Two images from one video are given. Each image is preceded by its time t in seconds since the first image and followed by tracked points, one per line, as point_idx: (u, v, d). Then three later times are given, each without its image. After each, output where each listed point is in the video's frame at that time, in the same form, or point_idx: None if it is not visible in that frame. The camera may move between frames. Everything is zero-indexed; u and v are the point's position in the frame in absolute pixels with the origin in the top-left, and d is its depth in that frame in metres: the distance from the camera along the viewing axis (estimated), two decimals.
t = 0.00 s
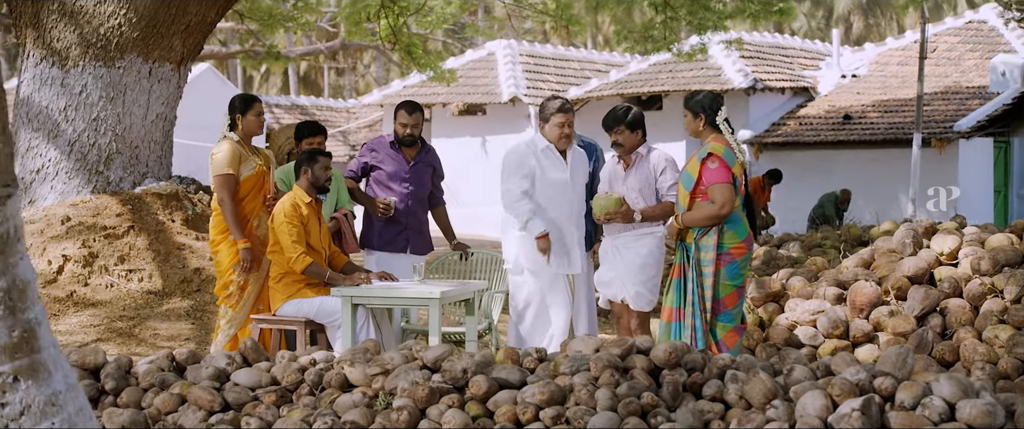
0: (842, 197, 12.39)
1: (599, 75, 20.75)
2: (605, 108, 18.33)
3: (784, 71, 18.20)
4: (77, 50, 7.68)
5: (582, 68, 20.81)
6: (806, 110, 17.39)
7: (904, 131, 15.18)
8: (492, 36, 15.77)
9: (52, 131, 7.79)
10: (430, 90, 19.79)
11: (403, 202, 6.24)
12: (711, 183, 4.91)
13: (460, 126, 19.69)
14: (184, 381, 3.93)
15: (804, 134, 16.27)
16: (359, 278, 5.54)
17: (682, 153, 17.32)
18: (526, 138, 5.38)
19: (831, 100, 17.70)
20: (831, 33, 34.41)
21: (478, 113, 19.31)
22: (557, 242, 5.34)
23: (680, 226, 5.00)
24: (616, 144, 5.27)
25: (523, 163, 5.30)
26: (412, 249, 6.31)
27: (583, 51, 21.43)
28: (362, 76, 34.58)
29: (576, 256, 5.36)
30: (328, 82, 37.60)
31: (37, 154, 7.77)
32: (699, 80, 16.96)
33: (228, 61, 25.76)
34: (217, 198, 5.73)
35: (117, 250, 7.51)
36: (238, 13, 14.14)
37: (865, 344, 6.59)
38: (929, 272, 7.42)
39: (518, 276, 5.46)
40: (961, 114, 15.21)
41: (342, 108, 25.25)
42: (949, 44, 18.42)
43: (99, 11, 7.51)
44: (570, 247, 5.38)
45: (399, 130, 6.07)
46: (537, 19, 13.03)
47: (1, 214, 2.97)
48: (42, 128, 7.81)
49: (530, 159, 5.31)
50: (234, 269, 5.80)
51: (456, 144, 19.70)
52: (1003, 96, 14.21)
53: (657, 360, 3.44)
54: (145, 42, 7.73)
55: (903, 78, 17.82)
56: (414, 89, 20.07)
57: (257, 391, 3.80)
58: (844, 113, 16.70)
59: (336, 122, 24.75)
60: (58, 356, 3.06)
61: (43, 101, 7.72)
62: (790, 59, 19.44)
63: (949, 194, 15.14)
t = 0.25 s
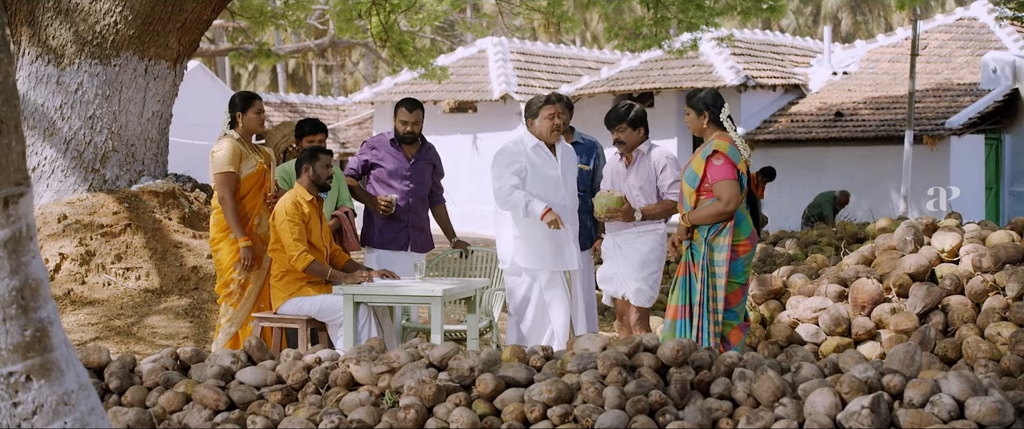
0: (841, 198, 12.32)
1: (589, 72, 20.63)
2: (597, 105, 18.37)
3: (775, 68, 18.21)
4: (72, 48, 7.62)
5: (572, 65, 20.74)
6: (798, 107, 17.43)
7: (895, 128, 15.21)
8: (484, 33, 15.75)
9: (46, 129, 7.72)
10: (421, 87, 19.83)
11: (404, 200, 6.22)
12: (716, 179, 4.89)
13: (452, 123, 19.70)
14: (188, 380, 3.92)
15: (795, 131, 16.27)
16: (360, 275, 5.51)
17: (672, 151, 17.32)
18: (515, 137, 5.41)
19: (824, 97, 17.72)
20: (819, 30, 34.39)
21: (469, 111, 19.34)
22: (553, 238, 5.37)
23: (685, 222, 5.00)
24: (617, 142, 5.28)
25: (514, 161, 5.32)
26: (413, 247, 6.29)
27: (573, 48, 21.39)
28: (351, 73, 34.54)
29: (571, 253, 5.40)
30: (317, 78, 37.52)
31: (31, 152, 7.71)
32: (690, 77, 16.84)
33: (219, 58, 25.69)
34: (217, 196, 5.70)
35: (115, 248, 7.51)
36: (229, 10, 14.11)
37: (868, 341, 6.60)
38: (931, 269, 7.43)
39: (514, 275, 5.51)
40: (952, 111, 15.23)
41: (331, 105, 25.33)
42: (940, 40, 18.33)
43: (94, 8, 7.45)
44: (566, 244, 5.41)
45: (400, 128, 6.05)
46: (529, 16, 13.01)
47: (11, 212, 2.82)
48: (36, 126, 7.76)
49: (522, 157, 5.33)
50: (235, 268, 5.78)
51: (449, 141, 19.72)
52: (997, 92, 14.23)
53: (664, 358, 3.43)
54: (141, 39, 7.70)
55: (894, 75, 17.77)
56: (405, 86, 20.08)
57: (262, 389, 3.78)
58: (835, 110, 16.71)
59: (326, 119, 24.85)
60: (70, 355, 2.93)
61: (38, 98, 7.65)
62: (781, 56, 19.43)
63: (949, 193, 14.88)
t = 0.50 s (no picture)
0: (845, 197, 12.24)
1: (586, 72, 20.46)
2: (593, 105, 18.33)
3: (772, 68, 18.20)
4: (74, 48, 7.59)
5: (569, 65, 20.56)
6: (795, 107, 17.43)
7: (892, 129, 15.23)
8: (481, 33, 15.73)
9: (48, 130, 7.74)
10: (418, 88, 19.84)
11: (409, 200, 6.21)
12: (726, 180, 4.89)
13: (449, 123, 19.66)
14: (199, 381, 3.91)
15: (793, 131, 16.27)
16: (368, 275, 5.51)
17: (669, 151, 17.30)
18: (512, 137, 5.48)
19: (821, 97, 17.71)
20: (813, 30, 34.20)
21: (466, 111, 19.32)
22: (554, 237, 5.42)
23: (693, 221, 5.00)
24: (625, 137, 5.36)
25: (512, 161, 5.40)
26: (419, 247, 6.27)
27: (568, 48, 21.25)
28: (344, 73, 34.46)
29: (570, 253, 5.45)
30: (311, 79, 37.42)
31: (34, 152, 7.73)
32: (687, 78, 16.70)
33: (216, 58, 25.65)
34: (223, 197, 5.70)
35: (117, 248, 7.54)
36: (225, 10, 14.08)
37: (876, 341, 6.56)
38: (938, 269, 7.41)
39: (516, 275, 5.53)
40: (949, 111, 15.24)
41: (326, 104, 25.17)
42: (935, 41, 18.36)
43: (96, 8, 7.43)
44: (565, 244, 5.46)
45: (405, 127, 6.05)
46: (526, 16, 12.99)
47: (31, 214, 2.93)
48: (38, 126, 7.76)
49: (519, 157, 5.41)
50: (241, 268, 5.78)
51: (446, 141, 19.68)
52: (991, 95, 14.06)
53: (677, 358, 3.41)
54: (143, 39, 7.68)
55: (889, 75, 17.81)
56: (403, 87, 20.09)
57: (274, 390, 3.77)
58: (832, 110, 16.71)
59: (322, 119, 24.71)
60: (88, 356, 3.05)
61: (40, 99, 7.64)
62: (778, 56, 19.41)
63: (949, 193, 15.06)
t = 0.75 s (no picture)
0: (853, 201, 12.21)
1: (587, 75, 20.58)
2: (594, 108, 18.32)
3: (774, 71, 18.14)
4: (81, 50, 7.55)
5: (569, 67, 20.65)
6: (797, 110, 17.36)
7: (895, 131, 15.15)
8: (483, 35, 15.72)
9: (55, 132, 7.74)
10: (419, 89, 19.84)
11: (421, 203, 6.21)
12: (740, 183, 4.88)
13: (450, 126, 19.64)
14: (216, 383, 3.90)
15: (795, 134, 16.24)
16: (382, 278, 5.50)
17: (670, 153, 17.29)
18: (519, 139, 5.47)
19: (823, 100, 17.65)
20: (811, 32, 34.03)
21: (467, 113, 19.28)
22: (564, 239, 5.42)
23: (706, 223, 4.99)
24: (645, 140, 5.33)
25: (519, 163, 5.39)
26: (431, 250, 6.25)
27: (569, 51, 21.24)
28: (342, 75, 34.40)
29: (580, 254, 5.45)
30: (310, 81, 37.39)
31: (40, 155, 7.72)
32: (689, 80, 16.69)
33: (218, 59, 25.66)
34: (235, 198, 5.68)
35: (125, 250, 7.58)
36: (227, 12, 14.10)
37: (889, 344, 6.49)
38: (951, 271, 7.37)
39: (526, 278, 5.51)
40: (950, 114, 15.11)
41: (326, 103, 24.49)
42: (937, 43, 18.23)
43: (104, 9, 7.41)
44: (575, 245, 5.46)
45: (417, 129, 6.04)
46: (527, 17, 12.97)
47: (59, 215, 3.06)
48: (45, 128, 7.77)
49: (526, 159, 5.41)
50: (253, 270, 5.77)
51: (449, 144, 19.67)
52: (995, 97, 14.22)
53: (696, 360, 3.39)
54: (150, 41, 7.70)
55: (891, 78, 17.73)
56: (404, 89, 20.10)
57: (291, 392, 3.77)
58: (834, 112, 16.65)
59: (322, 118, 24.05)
60: (114, 357, 3.17)
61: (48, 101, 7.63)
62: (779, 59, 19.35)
63: (949, 193, 14.85)
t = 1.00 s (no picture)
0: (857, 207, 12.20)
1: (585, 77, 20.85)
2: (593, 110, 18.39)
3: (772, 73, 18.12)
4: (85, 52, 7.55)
5: (567, 70, 20.85)
6: (795, 113, 17.30)
7: (894, 135, 15.14)
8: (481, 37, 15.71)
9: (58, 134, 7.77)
10: (417, 93, 19.86)
11: (430, 205, 6.19)
12: (750, 186, 4.86)
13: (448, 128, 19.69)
14: (230, 386, 3.90)
15: (794, 136, 16.20)
16: (392, 281, 5.48)
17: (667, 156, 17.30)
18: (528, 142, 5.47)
19: (822, 103, 17.59)
20: (805, 36, 33.93)
21: (465, 115, 19.26)
22: (573, 243, 5.40)
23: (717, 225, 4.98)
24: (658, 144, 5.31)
25: (527, 167, 5.39)
26: (440, 252, 6.25)
27: (566, 53, 21.43)
28: (338, 78, 34.36)
29: (589, 257, 5.43)
30: (306, 85, 37.39)
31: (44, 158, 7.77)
32: (688, 83, 16.71)
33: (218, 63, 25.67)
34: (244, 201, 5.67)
35: (131, 253, 7.57)
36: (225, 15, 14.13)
37: (899, 347, 6.48)
38: (961, 275, 7.33)
39: (536, 281, 5.49)
40: (949, 117, 15.11)
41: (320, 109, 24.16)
42: (935, 47, 18.18)
43: (108, 12, 7.39)
44: (585, 248, 5.45)
45: (426, 132, 6.04)
46: (525, 20, 12.99)
47: (84, 218, 3.01)
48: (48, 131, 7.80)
49: (535, 162, 5.40)
50: (263, 273, 5.76)
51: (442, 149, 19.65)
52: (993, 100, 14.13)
53: (712, 363, 3.37)
54: (155, 44, 7.68)
55: (890, 81, 17.65)
56: (402, 92, 20.16)
57: (306, 396, 3.77)
58: (833, 116, 16.62)
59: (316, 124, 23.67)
60: (137, 362, 3.16)
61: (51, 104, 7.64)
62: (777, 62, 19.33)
63: (949, 194, 14.90)
